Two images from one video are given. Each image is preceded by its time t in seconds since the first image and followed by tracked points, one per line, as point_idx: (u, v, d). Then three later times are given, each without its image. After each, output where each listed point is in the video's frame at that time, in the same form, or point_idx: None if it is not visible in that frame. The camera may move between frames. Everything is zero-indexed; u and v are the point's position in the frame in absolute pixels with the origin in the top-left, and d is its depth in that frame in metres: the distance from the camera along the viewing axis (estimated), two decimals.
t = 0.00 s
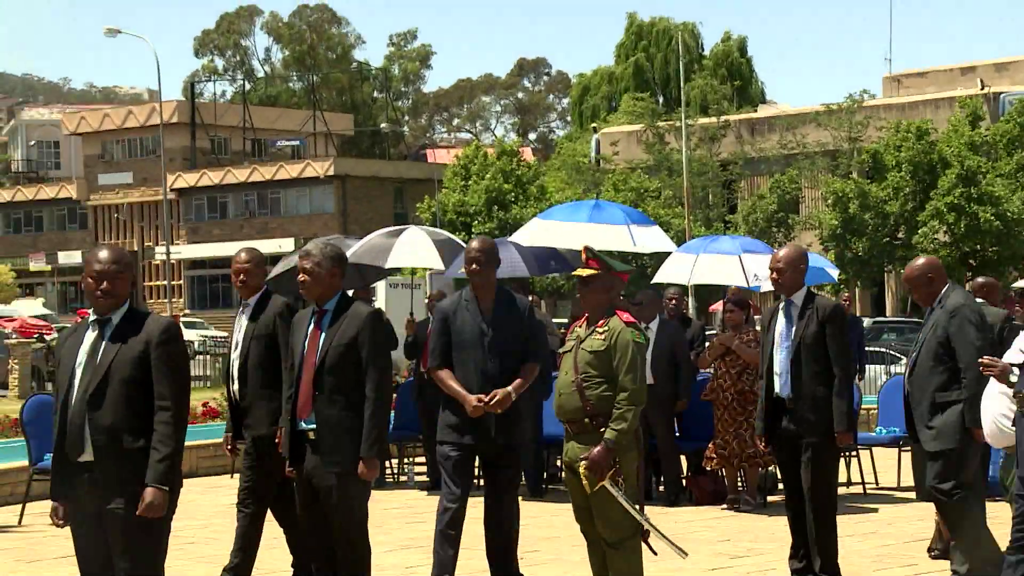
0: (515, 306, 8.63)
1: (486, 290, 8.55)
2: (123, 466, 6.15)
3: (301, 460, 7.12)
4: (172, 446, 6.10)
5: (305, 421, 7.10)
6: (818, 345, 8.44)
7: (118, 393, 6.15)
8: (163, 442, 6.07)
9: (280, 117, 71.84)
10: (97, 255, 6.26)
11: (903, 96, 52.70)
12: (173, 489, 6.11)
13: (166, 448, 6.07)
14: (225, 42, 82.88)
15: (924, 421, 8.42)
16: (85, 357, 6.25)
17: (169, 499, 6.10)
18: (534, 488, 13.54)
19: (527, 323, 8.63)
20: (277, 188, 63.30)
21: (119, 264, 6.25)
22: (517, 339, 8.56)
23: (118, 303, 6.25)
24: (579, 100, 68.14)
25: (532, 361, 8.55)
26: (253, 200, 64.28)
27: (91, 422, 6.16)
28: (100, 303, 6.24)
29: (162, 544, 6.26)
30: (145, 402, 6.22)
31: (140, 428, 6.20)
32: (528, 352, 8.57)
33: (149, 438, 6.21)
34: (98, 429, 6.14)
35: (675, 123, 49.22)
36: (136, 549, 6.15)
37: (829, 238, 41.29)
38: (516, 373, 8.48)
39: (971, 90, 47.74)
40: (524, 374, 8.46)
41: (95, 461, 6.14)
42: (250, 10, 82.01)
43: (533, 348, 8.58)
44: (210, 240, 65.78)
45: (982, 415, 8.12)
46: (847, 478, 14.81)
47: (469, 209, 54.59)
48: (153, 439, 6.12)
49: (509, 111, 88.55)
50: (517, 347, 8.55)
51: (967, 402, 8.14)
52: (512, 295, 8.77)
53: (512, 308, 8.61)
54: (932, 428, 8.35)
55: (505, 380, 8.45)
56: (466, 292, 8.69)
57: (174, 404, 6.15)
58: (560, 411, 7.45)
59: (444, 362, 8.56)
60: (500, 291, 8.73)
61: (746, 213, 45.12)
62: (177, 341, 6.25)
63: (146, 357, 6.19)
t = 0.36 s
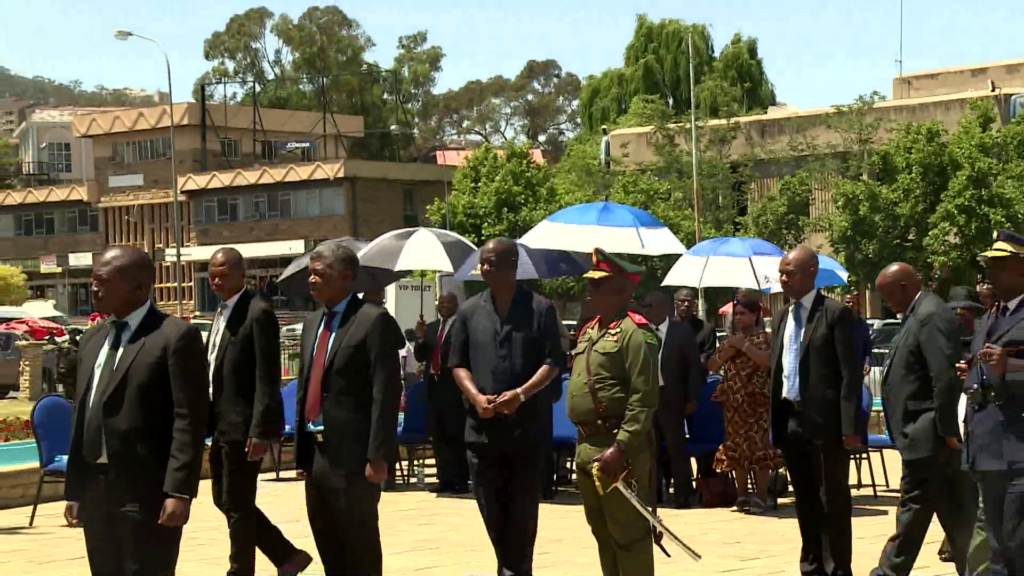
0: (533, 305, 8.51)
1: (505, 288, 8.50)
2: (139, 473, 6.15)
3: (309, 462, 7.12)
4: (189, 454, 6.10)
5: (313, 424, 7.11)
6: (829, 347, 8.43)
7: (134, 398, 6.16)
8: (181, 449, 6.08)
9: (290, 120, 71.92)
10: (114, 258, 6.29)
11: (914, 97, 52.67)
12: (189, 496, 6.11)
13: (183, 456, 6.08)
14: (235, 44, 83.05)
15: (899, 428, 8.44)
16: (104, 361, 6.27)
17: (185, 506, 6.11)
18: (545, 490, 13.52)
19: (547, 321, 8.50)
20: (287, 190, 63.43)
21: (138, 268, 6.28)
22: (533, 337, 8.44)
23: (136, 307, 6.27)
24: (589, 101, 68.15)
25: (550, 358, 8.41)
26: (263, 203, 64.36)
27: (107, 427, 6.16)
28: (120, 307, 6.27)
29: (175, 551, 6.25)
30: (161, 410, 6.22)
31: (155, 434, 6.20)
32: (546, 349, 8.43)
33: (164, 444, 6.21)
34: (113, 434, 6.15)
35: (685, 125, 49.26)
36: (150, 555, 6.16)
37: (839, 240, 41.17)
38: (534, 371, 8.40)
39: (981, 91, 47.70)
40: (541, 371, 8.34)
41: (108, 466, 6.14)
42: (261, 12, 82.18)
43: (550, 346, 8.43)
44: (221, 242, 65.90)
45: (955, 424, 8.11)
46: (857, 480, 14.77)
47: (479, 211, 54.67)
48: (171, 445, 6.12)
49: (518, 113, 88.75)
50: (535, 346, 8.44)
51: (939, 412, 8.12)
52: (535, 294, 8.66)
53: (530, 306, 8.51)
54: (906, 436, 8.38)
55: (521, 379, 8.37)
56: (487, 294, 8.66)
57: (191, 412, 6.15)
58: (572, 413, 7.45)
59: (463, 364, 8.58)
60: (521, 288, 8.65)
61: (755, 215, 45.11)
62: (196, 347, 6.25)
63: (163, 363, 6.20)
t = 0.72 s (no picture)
0: (531, 304, 8.52)
1: (500, 291, 8.53)
2: (147, 477, 6.15)
3: (317, 463, 7.13)
4: (197, 461, 6.08)
5: (320, 426, 7.12)
6: (836, 350, 8.38)
7: (143, 405, 6.15)
8: (188, 456, 6.07)
9: (298, 122, 71.96)
10: (127, 261, 6.30)
11: (923, 99, 52.60)
12: (197, 504, 6.11)
13: (191, 463, 6.07)
14: (244, 47, 83.16)
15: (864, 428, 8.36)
16: (118, 367, 6.28)
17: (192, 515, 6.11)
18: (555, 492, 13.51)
19: (548, 320, 8.50)
20: (295, 193, 63.50)
21: (151, 271, 6.29)
22: (533, 338, 8.47)
23: (147, 311, 6.27)
24: (597, 104, 68.13)
25: (552, 357, 8.43)
26: (271, 205, 64.40)
27: (117, 433, 6.16)
28: (132, 310, 6.28)
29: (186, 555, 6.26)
30: (170, 415, 6.20)
31: (164, 441, 6.19)
32: (547, 349, 8.45)
33: (173, 450, 6.20)
34: (121, 441, 6.15)
35: (693, 127, 49.21)
36: (160, 560, 6.17)
37: (847, 243, 40.98)
38: (538, 373, 8.43)
39: (990, 93, 47.61)
40: (545, 373, 8.38)
41: (116, 471, 6.16)
42: (269, 15, 82.30)
43: (551, 345, 8.46)
44: (229, 245, 65.98)
45: (918, 425, 8.07)
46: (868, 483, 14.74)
47: (486, 213, 54.69)
48: (180, 451, 6.10)
49: (526, 116, 88.90)
50: (537, 347, 8.47)
51: (901, 413, 8.09)
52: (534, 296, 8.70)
53: (530, 307, 8.52)
54: (870, 437, 8.28)
55: (527, 381, 8.41)
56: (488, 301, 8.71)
57: (199, 418, 6.12)
58: (587, 416, 7.45)
59: (475, 372, 8.63)
60: (517, 290, 8.68)
61: (763, 217, 45.06)
62: (206, 352, 6.22)
63: (172, 369, 6.17)
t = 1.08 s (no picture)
0: (545, 305, 8.47)
1: (514, 294, 8.48)
2: (156, 481, 6.14)
3: (327, 467, 7.15)
4: (202, 463, 6.08)
5: (331, 428, 7.11)
6: (848, 353, 8.35)
7: (151, 409, 6.15)
8: (193, 460, 6.06)
9: (309, 125, 72.03)
10: (135, 265, 6.33)
11: (935, 102, 52.53)
12: (203, 506, 6.09)
13: (196, 466, 6.06)
14: (255, 50, 83.31)
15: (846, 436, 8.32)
16: (127, 370, 6.30)
17: (200, 518, 6.11)
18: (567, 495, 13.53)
19: (563, 321, 8.45)
20: (307, 195, 63.58)
21: (159, 274, 6.30)
22: (549, 339, 8.41)
23: (156, 312, 6.29)
24: (608, 106, 68.12)
25: (569, 355, 8.36)
26: (283, 208, 64.51)
27: (126, 436, 6.18)
28: (141, 312, 6.31)
29: (200, 558, 6.26)
30: (178, 417, 6.20)
31: (172, 444, 6.19)
32: (562, 349, 8.38)
33: (181, 453, 6.20)
34: (130, 443, 6.16)
35: (704, 129, 49.20)
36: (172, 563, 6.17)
37: (859, 245, 41.17)
38: (555, 374, 8.38)
39: (1001, 94, 47.47)
40: (563, 371, 8.32)
41: (125, 475, 6.17)
42: (280, 18, 82.46)
43: (567, 345, 8.39)
44: (241, 247, 66.09)
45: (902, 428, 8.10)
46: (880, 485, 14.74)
47: (498, 216, 54.75)
48: (186, 455, 6.10)
49: (537, 118, 89.08)
50: (554, 347, 8.42)
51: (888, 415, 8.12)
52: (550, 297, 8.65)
53: (545, 308, 8.46)
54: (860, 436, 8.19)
55: (545, 382, 8.36)
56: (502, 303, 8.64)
57: (205, 420, 6.12)
58: (602, 419, 7.45)
59: (487, 374, 8.58)
60: (531, 292, 8.63)
61: (775, 220, 45.01)
62: (213, 354, 6.21)
63: (179, 370, 6.17)
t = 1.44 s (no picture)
0: (568, 308, 8.52)
1: (537, 295, 8.53)
2: (158, 477, 6.14)
3: (336, 469, 7.14)
4: (205, 458, 6.05)
5: (340, 429, 7.11)
6: (856, 355, 8.35)
7: (153, 405, 6.14)
8: (196, 455, 6.03)
9: (319, 126, 72.12)
10: (140, 266, 6.35)
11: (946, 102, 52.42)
12: (206, 502, 6.08)
13: (199, 461, 6.03)
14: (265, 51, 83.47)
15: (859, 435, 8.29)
16: (130, 368, 6.31)
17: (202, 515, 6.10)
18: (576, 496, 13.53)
19: (582, 323, 8.50)
20: (316, 196, 63.67)
21: (162, 272, 6.30)
22: (569, 341, 8.47)
23: (158, 312, 6.30)
24: (618, 107, 68.09)
25: (587, 356, 8.41)
26: (292, 209, 64.61)
27: (129, 433, 6.18)
28: (144, 312, 6.32)
29: (202, 555, 6.25)
30: (180, 413, 6.20)
31: (175, 441, 6.19)
32: (581, 351, 8.45)
33: (183, 449, 6.20)
34: (132, 441, 6.15)
35: (714, 130, 49.20)
36: (175, 560, 6.16)
37: (869, 246, 41.14)
38: (575, 376, 8.42)
39: (1011, 95, 47.35)
40: (581, 375, 8.36)
41: (128, 472, 6.15)
42: (290, 19, 82.55)
43: (585, 349, 8.44)
44: (251, 249, 66.18)
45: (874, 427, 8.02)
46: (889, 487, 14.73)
47: (507, 217, 54.79)
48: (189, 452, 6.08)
49: (547, 119, 89.18)
50: (573, 350, 8.47)
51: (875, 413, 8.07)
52: (573, 301, 8.70)
53: (568, 310, 8.52)
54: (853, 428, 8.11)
55: (563, 383, 8.39)
56: (523, 303, 8.70)
57: (208, 417, 6.11)
58: (613, 420, 7.45)
59: (503, 371, 8.62)
60: (553, 295, 8.68)
61: (785, 221, 44.94)
62: (215, 352, 6.20)
63: (181, 368, 6.17)
